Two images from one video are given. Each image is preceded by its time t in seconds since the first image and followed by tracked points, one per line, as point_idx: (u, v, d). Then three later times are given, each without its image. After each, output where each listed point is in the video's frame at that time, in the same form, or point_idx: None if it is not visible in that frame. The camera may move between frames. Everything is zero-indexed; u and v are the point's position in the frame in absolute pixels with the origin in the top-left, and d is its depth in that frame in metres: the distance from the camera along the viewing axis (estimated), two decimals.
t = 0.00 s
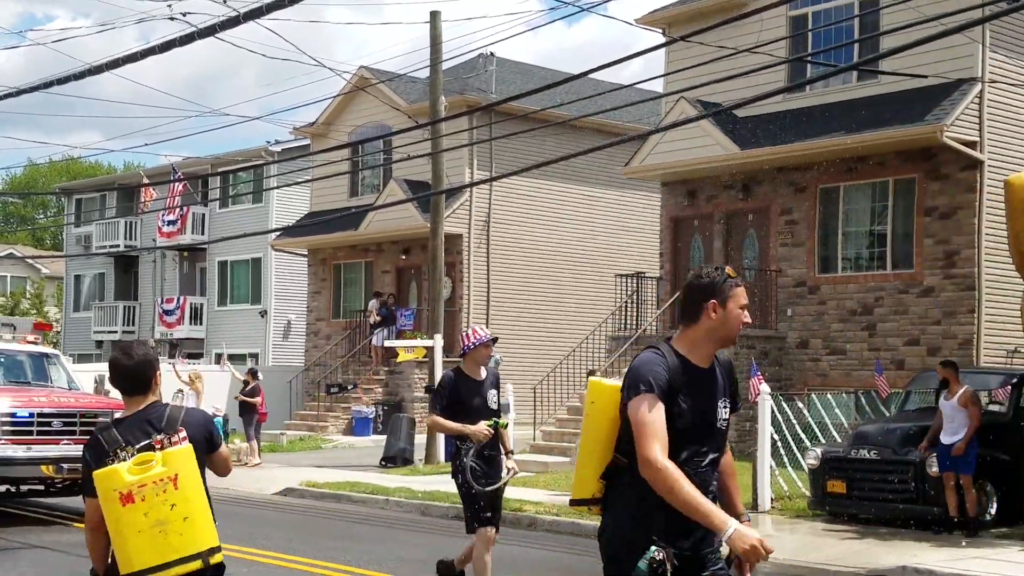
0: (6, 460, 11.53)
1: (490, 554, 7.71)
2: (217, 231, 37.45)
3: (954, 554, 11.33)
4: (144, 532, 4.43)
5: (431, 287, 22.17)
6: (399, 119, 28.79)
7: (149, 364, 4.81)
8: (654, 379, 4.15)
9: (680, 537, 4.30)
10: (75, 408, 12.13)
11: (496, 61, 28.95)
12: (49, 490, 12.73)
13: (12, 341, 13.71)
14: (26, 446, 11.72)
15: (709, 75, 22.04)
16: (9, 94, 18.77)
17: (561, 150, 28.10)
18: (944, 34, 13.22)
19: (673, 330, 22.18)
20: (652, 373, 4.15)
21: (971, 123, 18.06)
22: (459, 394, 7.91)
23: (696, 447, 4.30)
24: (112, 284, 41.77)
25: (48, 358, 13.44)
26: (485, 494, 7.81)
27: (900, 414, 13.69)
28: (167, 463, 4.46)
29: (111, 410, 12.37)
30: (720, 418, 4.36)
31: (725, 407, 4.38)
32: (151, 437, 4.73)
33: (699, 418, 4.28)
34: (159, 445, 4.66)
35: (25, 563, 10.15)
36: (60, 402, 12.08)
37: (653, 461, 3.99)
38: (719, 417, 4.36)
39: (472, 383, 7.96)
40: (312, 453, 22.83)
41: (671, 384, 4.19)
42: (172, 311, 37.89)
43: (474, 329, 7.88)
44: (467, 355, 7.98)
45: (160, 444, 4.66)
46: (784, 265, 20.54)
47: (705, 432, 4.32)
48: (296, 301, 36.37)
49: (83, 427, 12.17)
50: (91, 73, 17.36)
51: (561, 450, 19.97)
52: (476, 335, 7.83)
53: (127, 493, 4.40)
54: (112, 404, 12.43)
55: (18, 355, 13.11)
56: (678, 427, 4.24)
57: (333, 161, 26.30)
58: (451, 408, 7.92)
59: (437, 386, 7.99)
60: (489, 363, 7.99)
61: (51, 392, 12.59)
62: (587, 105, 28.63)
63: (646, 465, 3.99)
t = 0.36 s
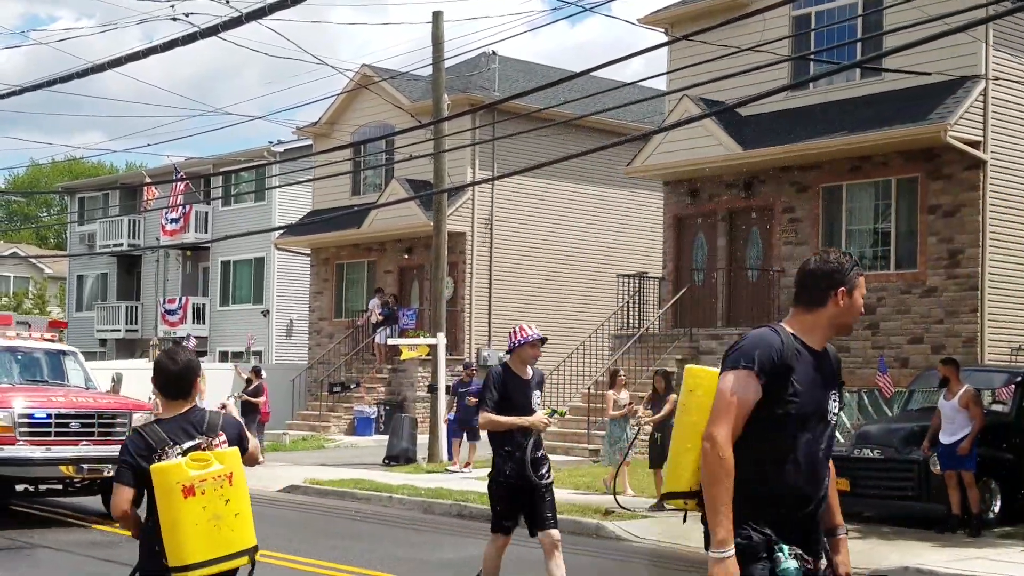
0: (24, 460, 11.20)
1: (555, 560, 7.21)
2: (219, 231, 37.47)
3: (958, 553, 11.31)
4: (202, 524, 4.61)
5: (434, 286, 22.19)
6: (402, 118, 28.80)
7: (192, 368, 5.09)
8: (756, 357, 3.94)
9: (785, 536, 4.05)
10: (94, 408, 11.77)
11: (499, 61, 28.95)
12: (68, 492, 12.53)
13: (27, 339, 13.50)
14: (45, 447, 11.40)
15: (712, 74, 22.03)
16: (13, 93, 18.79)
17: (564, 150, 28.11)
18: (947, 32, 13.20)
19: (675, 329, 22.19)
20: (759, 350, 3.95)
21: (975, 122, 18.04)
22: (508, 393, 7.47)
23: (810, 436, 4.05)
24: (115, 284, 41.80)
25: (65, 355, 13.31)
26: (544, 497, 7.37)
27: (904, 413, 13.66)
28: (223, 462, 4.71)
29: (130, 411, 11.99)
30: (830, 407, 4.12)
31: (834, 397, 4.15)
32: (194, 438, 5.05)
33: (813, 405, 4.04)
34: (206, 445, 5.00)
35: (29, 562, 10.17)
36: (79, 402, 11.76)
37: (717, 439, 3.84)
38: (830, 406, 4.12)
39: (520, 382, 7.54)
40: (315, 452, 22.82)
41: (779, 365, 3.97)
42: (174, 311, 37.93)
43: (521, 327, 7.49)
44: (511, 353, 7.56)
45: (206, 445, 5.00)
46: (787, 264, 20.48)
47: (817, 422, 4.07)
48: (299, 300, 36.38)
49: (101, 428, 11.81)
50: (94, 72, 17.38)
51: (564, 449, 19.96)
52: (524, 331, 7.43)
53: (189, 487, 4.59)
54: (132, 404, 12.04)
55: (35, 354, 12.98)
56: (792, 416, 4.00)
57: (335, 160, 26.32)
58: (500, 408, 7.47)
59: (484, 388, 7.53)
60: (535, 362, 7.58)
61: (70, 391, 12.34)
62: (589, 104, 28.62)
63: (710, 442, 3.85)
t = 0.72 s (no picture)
0: (42, 456, 11.07)
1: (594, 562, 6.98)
2: (225, 226, 37.50)
3: (965, 548, 11.31)
4: (249, 494, 4.75)
5: (439, 282, 22.22)
6: (406, 114, 28.79)
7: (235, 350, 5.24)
8: (852, 378, 3.52)
9: (903, 559, 3.60)
10: (114, 404, 11.70)
11: (504, 56, 28.93)
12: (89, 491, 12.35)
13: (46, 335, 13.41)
14: (65, 443, 11.34)
15: (717, 68, 22.01)
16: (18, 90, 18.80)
17: (569, 144, 28.10)
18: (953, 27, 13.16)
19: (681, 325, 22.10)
20: (861, 371, 3.52)
21: (981, 116, 17.99)
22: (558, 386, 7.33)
23: (918, 458, 3.61)
24: (121, 279, 41.85)
25: (84, 352, 13.19)
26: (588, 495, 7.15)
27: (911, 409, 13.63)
28: (267, 434, 4.84)
29: (150, 406, 11.92)
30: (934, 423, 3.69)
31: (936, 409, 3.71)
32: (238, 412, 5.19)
33: (918, 424, 3.62)
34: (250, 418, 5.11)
35: (35, 558, 10.18)
36: (98, 399, 11.69)
37: (802, 461, 3.49)
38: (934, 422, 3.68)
39: (573, 377, 7.36)
40: (321, 448, 22.83)
41: (884, 384, 3.55)
42: (179, 305, 37.72)
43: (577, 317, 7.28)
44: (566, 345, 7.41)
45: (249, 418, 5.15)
46: (793, 259, 20.48)
47: (925, 439, 3.64)
48: (304, 296, 36.40)
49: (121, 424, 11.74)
50: (99, 68, 17.38)
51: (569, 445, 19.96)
52: (574, 323, 7.22)
53: (236, 459, 4.72)
54: (151, 400, 11.98)
55: (54, 351, 12.90)
56: (901, 436, 3.58)
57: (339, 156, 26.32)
58: (549, 401, 7.34)
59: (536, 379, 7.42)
60: (590, 355, 7.37)
61: (90, 388, 12.26)
62: (594, 99, 28.59)
63: (795, 464, 3.50)
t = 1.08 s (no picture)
0: (62, 455, 10.88)
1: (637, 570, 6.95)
2: (228, 222, 37.54)
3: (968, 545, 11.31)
4: (269, 508, 4.65)
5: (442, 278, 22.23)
6: (410, 110, 28.80)
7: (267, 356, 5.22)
8: (1005, 359, 3.41)
9: None
10: (134, 402, 11.57)
11: (508, 52, 28.93)
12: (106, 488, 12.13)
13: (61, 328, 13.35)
14: (86, 442, 11.15)
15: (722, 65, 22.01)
16: (22, 85, 18.84)
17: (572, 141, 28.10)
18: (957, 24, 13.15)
19: (684, 321, 22.10)
20: (1008, 351, 3.43)
21: (985, 113, 17.97)
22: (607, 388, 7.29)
23: None
24: (124, 275, 41.91)
25: (101, 346, 13.15)
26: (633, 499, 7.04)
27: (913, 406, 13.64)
28: (290, 445, 4.72)
29: (170, 404, 11.82)
30: None
31: None
32: (264, 421, 5.12)
33: None
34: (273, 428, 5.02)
35: (40, 552, 10.21)
36: (118, 396, 11.55)
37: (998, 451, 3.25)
38: None
39: (621, 378, 7.31)
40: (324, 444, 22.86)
41: None
42: (183, 302, 38.12)
43: (629, 319, 7.22)
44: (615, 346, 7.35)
45: (274, 429, 5.04)
46: (796, 256, 20.48)
47: None
48: (307, 292, 36.43)
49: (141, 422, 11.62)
50: (104, 63, 17.39)
51: (572, 441, 19.96)
52: (625, 323, 7.16)
53: (256, 471, 4.63)
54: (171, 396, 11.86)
55: (70, 346, 12.87)
56: None
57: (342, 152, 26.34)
58: (594, 402, 7.29)
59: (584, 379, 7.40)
60: (639, 357, 7.30)
61: (108, 385, 12.18)
62: (597, 95, 28.59)
63: (988, 458, 3.26)
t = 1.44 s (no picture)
0: (80, 458, 10.89)
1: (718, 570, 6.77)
2: (228, 222, 37.55)
3: (968, 546, 11.32)
4: (253, 517, 4.65)
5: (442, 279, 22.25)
6: (410, 110, 28.80)
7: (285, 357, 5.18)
8: None
9: None
10: (153, 403, 11.50)
11: (508, 53, 28.96)
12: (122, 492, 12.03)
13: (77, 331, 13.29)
14: (104, 443, 11.13)
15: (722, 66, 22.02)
16: (22, 86, 18.87)
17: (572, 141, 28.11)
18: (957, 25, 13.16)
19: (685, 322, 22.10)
20: None
21: (985, 114, 17.97)
22: (664, 384, 7.01)
23: None
24: (124, 275, 41.92)
25: (117, 347, 13.01)
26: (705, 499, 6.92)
27: (912, 407, 13.66)
28: (279, 453, 4.66)
29: (190, 405, 11.71)
30: None
31: None
32: (273, 423, 5.05)
33: None
34: (276, 433, 4.96)
35: (40, 552, 10.22)
36: (137, 397, 11.50)
37: None
38: None
39: (677, 373, 7.07)
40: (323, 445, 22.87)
41: None
42: (182, 302, 38.23)
43: (681, 311, 7.04)
44: (667, 340, 7.10)
45: (276, 432, 4.96)
46: (796, 257, 20.48)
47: None
48: (307, 292, 36.44)
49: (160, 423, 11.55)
50: (105, 64, 17.40)
51: (572, 442, 19.95)
52: (683, 315, 6.99)
53: (240, 479, 4.64)
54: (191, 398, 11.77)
55: (85, 347, 12.79)
56: None
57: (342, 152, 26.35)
58: (655, 399, 7.00)
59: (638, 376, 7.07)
60: (694, 351, 7.10)
61: (126, 385, 12.12)
62: (597, 95, 28.61)
63: None
